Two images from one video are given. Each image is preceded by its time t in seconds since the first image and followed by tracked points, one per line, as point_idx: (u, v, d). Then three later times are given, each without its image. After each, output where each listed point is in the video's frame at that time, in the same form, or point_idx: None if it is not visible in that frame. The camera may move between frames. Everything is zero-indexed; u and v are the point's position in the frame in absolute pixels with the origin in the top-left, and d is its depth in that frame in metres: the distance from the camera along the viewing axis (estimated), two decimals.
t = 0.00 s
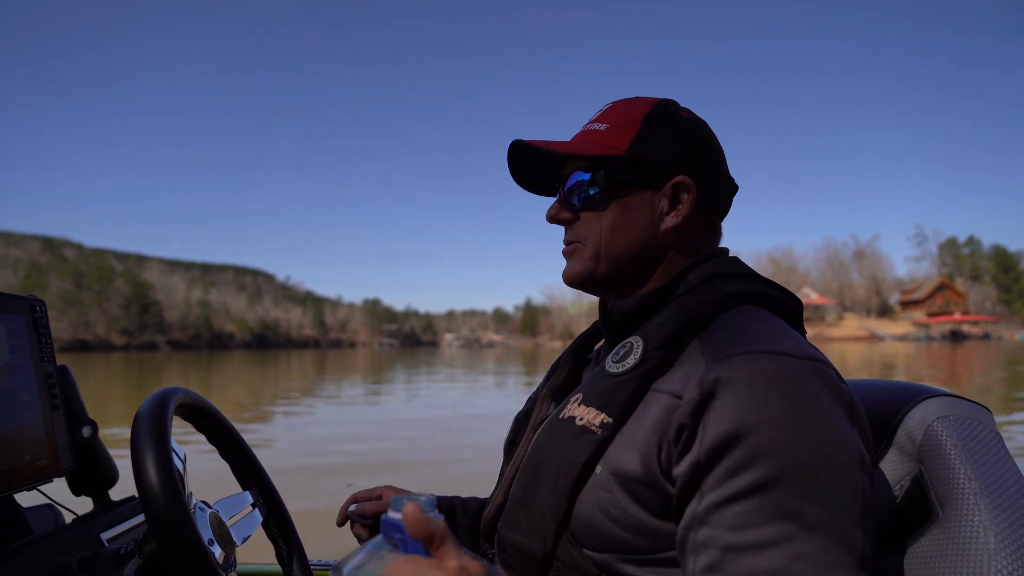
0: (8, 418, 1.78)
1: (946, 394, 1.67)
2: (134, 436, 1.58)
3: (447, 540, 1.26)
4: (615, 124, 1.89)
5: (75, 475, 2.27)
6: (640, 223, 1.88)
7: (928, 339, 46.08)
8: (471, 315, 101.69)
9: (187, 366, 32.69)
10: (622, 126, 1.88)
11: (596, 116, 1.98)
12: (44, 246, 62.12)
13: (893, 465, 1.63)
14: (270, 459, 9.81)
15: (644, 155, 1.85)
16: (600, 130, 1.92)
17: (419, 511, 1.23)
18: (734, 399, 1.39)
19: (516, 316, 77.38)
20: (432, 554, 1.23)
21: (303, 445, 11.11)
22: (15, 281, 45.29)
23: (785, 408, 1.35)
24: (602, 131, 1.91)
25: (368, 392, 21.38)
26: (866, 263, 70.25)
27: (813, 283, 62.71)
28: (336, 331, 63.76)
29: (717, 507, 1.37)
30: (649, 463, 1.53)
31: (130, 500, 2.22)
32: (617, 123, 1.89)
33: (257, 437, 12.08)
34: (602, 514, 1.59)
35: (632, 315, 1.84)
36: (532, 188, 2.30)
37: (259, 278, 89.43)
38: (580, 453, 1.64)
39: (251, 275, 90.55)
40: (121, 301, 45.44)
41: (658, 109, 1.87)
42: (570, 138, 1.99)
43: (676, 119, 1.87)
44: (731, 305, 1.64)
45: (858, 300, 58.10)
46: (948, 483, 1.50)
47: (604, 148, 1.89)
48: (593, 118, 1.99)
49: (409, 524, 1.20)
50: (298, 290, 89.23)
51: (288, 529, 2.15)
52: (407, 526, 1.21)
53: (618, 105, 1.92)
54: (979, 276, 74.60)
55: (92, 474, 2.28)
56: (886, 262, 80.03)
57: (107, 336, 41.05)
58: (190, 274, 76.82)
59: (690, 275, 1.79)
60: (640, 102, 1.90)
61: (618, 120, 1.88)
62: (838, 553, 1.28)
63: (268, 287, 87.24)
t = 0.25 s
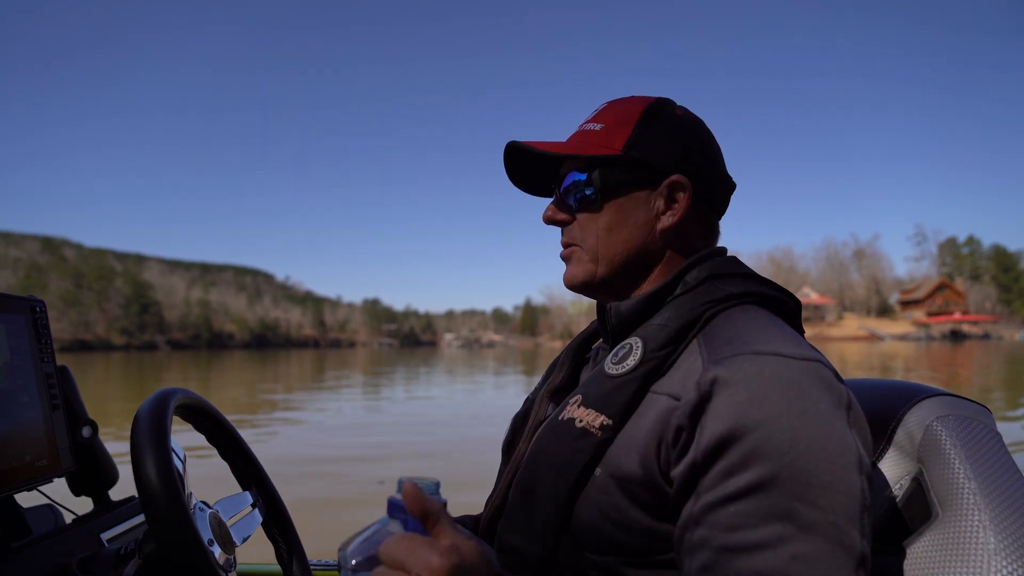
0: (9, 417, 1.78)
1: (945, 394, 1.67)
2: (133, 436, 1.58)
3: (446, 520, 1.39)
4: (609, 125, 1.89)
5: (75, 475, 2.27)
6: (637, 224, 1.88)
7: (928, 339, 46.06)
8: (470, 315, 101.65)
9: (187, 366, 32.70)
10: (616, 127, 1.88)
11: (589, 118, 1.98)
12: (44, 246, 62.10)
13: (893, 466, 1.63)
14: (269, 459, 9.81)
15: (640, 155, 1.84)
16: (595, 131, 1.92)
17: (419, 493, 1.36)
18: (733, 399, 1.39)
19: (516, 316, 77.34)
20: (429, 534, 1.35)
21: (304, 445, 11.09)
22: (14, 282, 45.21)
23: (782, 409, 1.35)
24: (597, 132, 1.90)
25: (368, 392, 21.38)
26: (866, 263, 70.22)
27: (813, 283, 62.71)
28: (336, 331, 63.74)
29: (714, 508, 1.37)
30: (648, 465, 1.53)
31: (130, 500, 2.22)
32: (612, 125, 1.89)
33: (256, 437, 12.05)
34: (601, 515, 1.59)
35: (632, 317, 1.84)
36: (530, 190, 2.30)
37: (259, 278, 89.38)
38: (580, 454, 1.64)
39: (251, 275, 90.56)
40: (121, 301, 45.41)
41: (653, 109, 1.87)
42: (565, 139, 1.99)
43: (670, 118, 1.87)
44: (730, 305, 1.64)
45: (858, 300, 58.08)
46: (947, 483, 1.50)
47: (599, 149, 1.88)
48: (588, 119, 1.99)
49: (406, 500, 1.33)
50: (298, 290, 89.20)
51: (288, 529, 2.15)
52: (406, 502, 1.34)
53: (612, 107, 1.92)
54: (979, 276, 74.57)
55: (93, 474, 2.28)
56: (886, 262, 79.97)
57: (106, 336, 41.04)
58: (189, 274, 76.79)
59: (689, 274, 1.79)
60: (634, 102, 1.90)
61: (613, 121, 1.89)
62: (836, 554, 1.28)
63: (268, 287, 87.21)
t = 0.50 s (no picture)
0: (10, 417, 1.79)
1: (946, 393, 1.67)
2: (134, 436, 1.59)
3: (450, 507, 1.23)
4: (607, 126, 1.90)
5: (76, 476, 2.27)
6: (636, 225, 1.89)
7: (928, 339, 46.08)
8: (470, 315, 101.69)
9: (187, 366, 32.76)
10: (613, 129, 1.89)
11: (588, 120, 1.99)
12: (44, 247, 62.10)
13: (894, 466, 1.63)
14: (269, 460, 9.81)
15: (638, 156, 1.85)
16: (592, 133, 1.93)
17: (422, 478, 1.20)
18: (732, 400, 1.39)
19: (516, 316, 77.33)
20: (432, 526, 1.21)
21: (304, 446, 11.09)
22: (14, 283, 45.21)
23: (783, 408, 1.35)
24: (595, 134, 1.92)
25: (368, 392, 21.41)
26: (866, 263, 70.30)
27: (813, 283, 62.74)
28: (335, 332, 63.77)
29: (715, 508, 1.37)
30: (649, 467, 1.54)
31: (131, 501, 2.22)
32: (610, 126, 1.90)
33: (257, 437, 12.08)
34: (602, 516, 1.60)
35: (632, 318, 1.84)
36: (530, 190, 2.30)
37: (259, 278, 89.44)
38: (582, 455, 1.64)
39: (250, 275, 90.56)
40: (121, 302, 45.40)
41: (651, 111, 1.87)
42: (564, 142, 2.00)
43: (668, 119, 1.87)
44: (730, 305, 1.64)
45: (858, 300, 58.10)
46: (947, 484, 1.50)
47: (597, 150, 1.89)
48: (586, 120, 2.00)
49: (410, 488, 1.17)
50: (298, 291, 89.23)
51: (289, 530, 2.15)
52: (409, 491, 1.18)
53: (609, 109, 1.93)
54: (979, 277, 74.60)
55: (93, 474, 2.28)
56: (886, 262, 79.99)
57: (107, 336, 41.05)
58: (189, 275, 76.83)
59: (689, 275, 1.79)
60: (631, 103, 1.91)
61: (610, 122, 1.90)
62: (837, 554, 1.28)
63: (268, 287, 87.01)
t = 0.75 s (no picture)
0: (10, 417, 1.78)
1: (945, 395, 1.67)
2: (134, 436, 1.59)
3: (458, 495, 1.23)
4: (599, 131, 1.92)
5: (75, 477, 2.26)
6: (630, 227, 1.90)
7: (928, 339, 46.10)
8: (469, 316, 101.67)
9: (186, 367, 32.72)
10: (606, 133, 1.91)
11: (581, 125, 2.01)
12: (42, 249, 62.02)
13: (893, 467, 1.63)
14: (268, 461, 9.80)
15: (630, 160, 1.87)
16: (586, 137, 1.95)
17: (429, 467, 1.20)
18: (728, 400, 1.39)
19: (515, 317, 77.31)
20: (440, 514, 1.20)
21: (304, 447, 11.09)
22: (13, 284, 45.13)
23: (778, 408, 1.35)
24: (588, 139, 1.94)
25: (367, 393, 21.42)
26: (865, 264, 70.37)
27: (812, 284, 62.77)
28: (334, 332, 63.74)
29: (710, 508, 1.37)
30: (646, 468, 1.54)
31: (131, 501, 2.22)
32: (603, 130, 1.92)
33: (257, 438, 12.08)
34: (601, 518, 1.60)
35: (628, 321, 1.85)
36: (526, 197, 2.31)
37: (258, 279, 89.41)
38: (580, 457, 1.65)
39: (249, 275, 90.49)
40: (120, 302, 45.31)
41: (641, 113, 1.88)
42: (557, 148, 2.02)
43: (660, 122, 1.88)
44: (727, 306, 1.64)
45: (857, 301, 58.13)
46: (947, 484, 1.50)
47: (590, 155, 1.91)
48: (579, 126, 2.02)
49: (418, 476, 1.17)
50: (297, 291, 89.17)
51: (288, 531, 2.14)
52: (417, 479, 1.18)
53: (602, 113, 1.95)
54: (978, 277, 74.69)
55: (92, 475, 2.28)
56: (885, 263, 80.01)
57: (106, 337, 41.01)
58: (188, 276, 76.75)
59: (686, 276, 1.79)
60: (624, 107, 1.93)
61: (603, 126, 1.91)
62: (834, 554, 1.27)
63: (267, 288, 86.96)
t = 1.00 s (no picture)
0: (11, 417, 1.78)
1: (948, 395, 1.67)
2: (136, 434, 1.59)
3: (450, 503, 1.23)
4: (593, 134, 1.94)
5: (76, 476, 2.27)
6: (626, 228, 1.90)
7: (928, 340, 46.08)
8: (468, 316, 101.65)
9: (185, 367, 32.67)
10: (600, 134, 1.92)
11: (576, 129, 2.03)
12: (41, 249, 61.93)
13: (893, 468, 1.63)
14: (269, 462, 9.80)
15: (623, 161, 1.88)
16: (579, 140, 1.96)
17: (424, 474, 1.20)
18: (728, 401, 1.40)
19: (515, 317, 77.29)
20: (434, 520, 1.21)
21: (304, 447, 11.08)
22: (12, 285, 45.01)
23: (779, 409, 1.35)
24: (582, 141, 1.95)
25: (366, 393, 21.42)
26: (864, 264, 70.39)
27: (812, 284, 62.74)
28: (333, 333, 63.67)
29: (710, 508, 1.37)
30: (647, 468, 1.54)
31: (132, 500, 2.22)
32: (595, 133, 1.93)
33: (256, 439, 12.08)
34: (603, 520, 1.60)
35: (627, 321, 1.85)
36: (525, 205, 2.31)
37: (256, 280, 89.36)
38: (582, 458, 1.65)
39: (248, 276, 90.41)
40: (120, 303, 45.22)
41: (633, 114, 1.89)
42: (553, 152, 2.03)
43: (652, 121, 1.89)
44: (728, 306, 1.64)
45: (857, 301, 58.12)
46: (948, 485, 1.50)
47: (583, 158, 1.93)
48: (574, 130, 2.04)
49: (411, 484, 1.17)
50: (296, 292, 89.11)
51: (289, 529, 2.15)
52: (410, 488, 1.18)
53: (594, 117, 1.97)
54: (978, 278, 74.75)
55: (93, 473, 2.28)
56: (884, 264, 79.99)
57: (105, 338, 40.92)
58: (187, 277, 76.65)
59: (685, 277, 1.80)
60: (617, 109, 1.94)
61: (597, 128, 1.93)
62: (832, 554, 1.28)
63: (266, 289, 86.87)
